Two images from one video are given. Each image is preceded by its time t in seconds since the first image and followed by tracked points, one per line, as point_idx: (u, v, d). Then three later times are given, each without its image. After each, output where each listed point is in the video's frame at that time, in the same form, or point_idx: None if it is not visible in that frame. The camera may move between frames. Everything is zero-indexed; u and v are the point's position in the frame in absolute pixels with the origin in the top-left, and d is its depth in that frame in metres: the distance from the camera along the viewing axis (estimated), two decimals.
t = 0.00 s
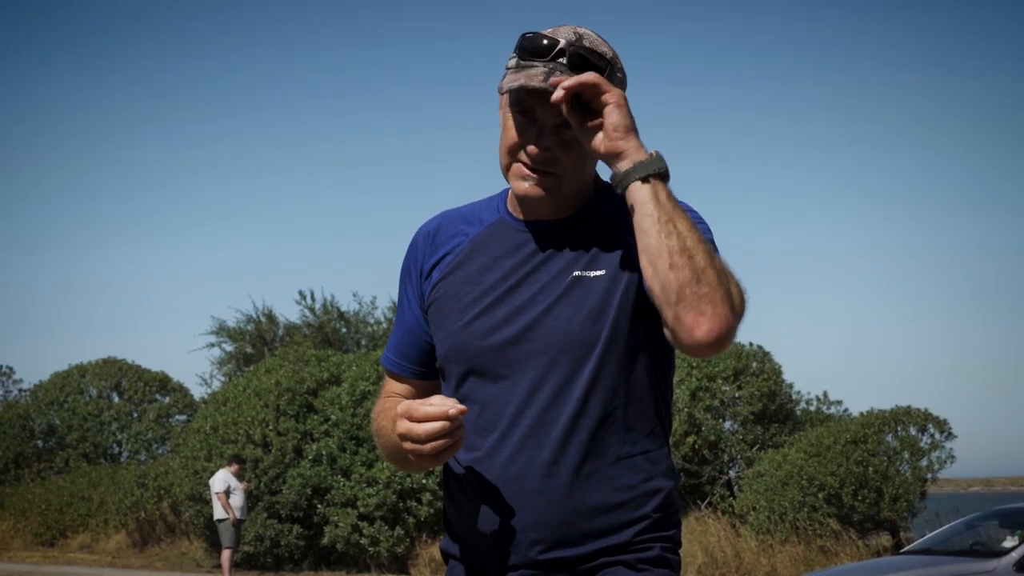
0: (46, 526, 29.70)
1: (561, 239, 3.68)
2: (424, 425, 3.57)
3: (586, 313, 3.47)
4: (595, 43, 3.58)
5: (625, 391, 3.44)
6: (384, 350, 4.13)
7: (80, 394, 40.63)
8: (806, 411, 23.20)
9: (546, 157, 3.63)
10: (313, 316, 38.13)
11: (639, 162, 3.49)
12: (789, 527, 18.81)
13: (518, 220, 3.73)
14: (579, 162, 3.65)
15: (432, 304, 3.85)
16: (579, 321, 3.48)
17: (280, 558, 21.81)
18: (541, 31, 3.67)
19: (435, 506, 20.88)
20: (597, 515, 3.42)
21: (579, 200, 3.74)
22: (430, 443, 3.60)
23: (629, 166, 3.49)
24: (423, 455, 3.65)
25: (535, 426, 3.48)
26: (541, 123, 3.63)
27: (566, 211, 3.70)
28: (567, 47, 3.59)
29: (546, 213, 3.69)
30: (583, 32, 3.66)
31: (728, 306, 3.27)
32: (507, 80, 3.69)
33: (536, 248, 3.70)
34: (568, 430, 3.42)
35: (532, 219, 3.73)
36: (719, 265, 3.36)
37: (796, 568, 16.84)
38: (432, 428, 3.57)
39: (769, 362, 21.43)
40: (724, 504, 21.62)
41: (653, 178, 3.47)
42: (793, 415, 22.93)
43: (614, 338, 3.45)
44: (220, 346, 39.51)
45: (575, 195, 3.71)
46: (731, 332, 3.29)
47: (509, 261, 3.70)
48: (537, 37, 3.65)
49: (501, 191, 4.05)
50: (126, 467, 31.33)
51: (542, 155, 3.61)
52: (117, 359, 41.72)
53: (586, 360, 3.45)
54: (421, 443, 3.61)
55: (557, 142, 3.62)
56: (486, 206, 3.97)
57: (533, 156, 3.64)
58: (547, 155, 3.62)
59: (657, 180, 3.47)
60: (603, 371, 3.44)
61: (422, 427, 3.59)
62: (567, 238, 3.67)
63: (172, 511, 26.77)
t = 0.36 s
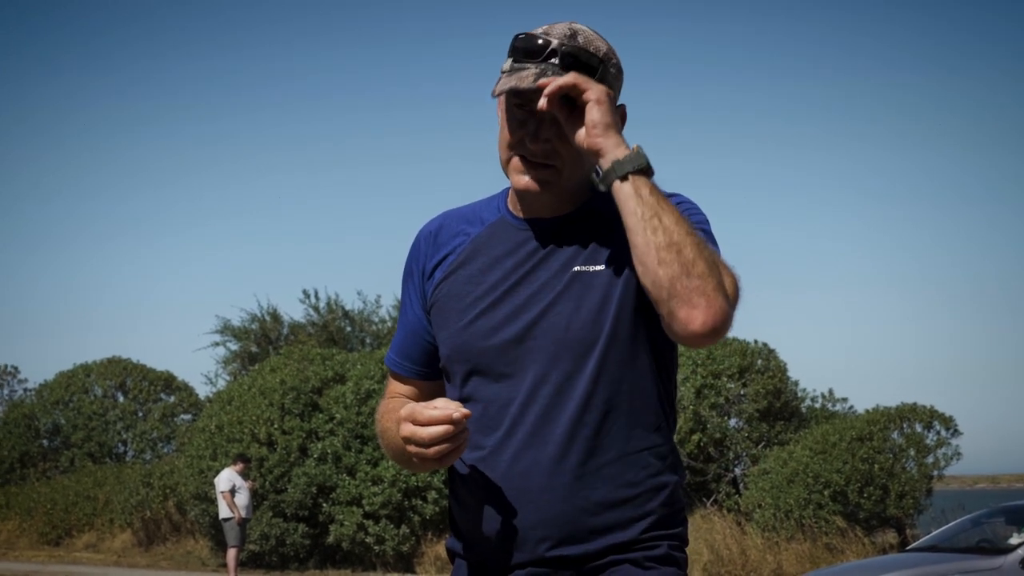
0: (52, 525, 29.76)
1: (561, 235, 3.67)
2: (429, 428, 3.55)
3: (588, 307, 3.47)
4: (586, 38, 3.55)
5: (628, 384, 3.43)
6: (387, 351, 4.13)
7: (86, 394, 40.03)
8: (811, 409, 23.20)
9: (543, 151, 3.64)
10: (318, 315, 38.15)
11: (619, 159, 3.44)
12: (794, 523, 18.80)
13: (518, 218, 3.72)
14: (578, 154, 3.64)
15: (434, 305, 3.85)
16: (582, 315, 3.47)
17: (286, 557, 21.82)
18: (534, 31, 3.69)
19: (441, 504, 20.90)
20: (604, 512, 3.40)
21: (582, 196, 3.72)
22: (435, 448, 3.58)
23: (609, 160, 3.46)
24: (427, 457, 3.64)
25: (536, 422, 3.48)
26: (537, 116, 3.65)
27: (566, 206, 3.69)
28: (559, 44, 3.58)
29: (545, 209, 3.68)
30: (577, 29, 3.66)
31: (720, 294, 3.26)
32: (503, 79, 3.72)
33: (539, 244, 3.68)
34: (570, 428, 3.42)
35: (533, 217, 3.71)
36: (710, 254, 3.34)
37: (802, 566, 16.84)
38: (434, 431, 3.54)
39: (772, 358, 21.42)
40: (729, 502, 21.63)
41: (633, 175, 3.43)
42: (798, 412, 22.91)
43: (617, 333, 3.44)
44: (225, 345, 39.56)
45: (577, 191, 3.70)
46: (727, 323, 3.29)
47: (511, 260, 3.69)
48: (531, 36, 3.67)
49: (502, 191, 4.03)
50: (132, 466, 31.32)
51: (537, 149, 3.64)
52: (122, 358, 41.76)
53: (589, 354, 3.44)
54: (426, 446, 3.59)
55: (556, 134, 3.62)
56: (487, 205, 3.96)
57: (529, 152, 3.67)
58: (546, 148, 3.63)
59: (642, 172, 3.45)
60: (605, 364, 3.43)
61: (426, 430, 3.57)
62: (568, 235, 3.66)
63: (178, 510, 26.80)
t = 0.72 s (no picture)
0: (63, 527, 29.80)
1: (569, 235, 3.68)
2: (443, 425, 3.54)
3: (597, 304, 3.48)
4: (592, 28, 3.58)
5: (634, 379, 3.43)
6: (397, 356, 4.13)
7: (96, 396, 40.29)
8: (822, 408, 23.19)
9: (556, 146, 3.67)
10: (326, 316, 38.16)
11: (632, 135, 3.46)
12: (805, 523, 18.79)
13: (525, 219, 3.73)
14: (590, 152, 3.70)
15: (442, 308, 3.84)
16: (590, 314, 3.48)
17: (296, 558, 21.84)
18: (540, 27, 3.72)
19: (452, 504, 20.91)
20: (613, 508, 3.40)
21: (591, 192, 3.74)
22: (449, 446, 3.57)
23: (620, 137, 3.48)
24: (442, 457, 3.63)
25: (546, 421, 3.48)
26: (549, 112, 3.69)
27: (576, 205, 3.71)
28: (568, 35, 3.61)
29: (554, 210, 3.69)
30: (583, 24, 3.68)
31: (721, 281, 3.23)
32: (512, 76, 3.76)
33: (546, 243, 3.68)
34: (579, 424, 3.41)
35: (543, 218, 3.72)
36: (713, 239, 3.33)
37: (814, 566, 16.84)
38: (448, 428, 3.54)
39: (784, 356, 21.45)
40: (740, 501, 21.62)
41: (644, 152, 3.45)
42: (809, 412, 22.92)
43: (624, 330, 3.44)
44: (234, 346, 39.59)
45: (587, 187, 3.74)
46: (725, 313, 3.26)
47: (519, 260, 3.68)
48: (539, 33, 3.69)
49: (509, 193, 4.04)
50: (142, 468, 31.35)
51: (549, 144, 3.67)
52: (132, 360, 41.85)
53: (597, 352, 3.44)
54: (440, 445, 3.58)
55: (568, 133, 3.68)
56: (494, 208, 3.95)
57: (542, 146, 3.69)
58: (558, 146, 3.67)
59: (654, 151, 3.47)
60: (612, 361, 3.42)
61: (439, 428, 3.56)
62: (575, 235, 3.67)
63: (189, 512, 26.80)
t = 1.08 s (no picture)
0: (64, 531, 29.78)
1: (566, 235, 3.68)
2: (441, 433, 3.54)
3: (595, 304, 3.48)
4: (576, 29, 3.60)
5: (633, 380, 3.43)
6: (397, 362, 4.13)
7: (97, 399, 40.53)
8: (823, 410, 23.17)
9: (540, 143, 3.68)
10: (328, 319, 38.14)
11: (611, 133, 3.46)
12: (806, 526, 18.79)
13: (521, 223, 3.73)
14: (576, 151, 3.70)
15: (440, 313, 3.85)
16: (589, 314, 3.48)
17: (298, 561, 21.83)
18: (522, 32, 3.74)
19: (453, 507, 20.91)
20: (612, 510, 3.40)
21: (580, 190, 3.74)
22: (448, 454, 3.56)
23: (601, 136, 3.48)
24: (439, 465, 3.62)
25: (544, 422, 3.47)
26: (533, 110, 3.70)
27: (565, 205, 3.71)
28: (552, 37, 3.64)
29: (550, 214, 3.70)
30: (568, 27, 3.70)
31: (710, 272, 3.24)
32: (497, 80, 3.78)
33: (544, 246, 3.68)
34: (577, 424, 3.41)
35: (539, 221, 3.72)
36: (700, 230, 3.33)
37: (815, 568, 16.83)
38: (447, 436, 3.53)
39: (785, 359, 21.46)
40: (741, 504, 21.57)
41: (626, 149, 3.46)
42: (810, 414, 22.91)
43: (621, 330, 3.45)
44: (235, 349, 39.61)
45: (577, 184, 3.73)
46: (716, 304, 3.27)
47: (517, 264, 3.68)
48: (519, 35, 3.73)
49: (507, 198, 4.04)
50: (143, 472, 31.34)
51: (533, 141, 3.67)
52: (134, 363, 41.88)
53: (594, 353, 3.44)
54: (438, 453, 3.58)
55: (551, 131, 3.69)
56: (492, 212, 3.95)
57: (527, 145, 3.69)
58: (542, 144, 3.68)
59: (635, 149, 3.48)
60: (610, 360, 3.43)
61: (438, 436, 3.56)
62: (572, 237, 3.66)
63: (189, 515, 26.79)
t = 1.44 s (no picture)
0: (70, 537, 29.76)
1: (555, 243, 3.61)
2: (434, 442, 3.57)
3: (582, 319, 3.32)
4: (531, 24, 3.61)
5: (634, 396, 3.37)
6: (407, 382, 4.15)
7: (102, 405, 41.17)
8: (829, 415, 23.18)
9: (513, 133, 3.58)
10: (333, 324, 38.18)
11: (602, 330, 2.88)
12: (812, 530, 18.75)
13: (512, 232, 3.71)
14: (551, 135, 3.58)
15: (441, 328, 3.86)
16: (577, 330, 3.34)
17: (303, 567, 21.80)
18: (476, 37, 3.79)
19: (458, 513, 20.91)
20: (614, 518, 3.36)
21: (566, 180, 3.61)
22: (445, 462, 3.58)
23: (585, 330, 2.95)
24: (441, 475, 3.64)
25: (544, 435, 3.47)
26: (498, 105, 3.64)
27: (550, 201, 3.61)
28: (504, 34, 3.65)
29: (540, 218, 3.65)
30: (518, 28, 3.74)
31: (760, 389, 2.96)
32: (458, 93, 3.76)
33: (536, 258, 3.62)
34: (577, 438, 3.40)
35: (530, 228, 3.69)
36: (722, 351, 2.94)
37: (821, 572, 16.81)
38: (440, 443, 3.56)
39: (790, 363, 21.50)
40: (747, 508, 21.55)
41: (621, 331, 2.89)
42: (815, 418, 22.95)
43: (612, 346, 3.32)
44: (240, 355, 39.66)
45: (562, 174, 3.60)
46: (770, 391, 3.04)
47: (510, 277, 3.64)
48: (470, 42, 3.79)
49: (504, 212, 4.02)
50: (149, 478, 31.35)
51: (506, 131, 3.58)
52: (140, 370, 41.96)
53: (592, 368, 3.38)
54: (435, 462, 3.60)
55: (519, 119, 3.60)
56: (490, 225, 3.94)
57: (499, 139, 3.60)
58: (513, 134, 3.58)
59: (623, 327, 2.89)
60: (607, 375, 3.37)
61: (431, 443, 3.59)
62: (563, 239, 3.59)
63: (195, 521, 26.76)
